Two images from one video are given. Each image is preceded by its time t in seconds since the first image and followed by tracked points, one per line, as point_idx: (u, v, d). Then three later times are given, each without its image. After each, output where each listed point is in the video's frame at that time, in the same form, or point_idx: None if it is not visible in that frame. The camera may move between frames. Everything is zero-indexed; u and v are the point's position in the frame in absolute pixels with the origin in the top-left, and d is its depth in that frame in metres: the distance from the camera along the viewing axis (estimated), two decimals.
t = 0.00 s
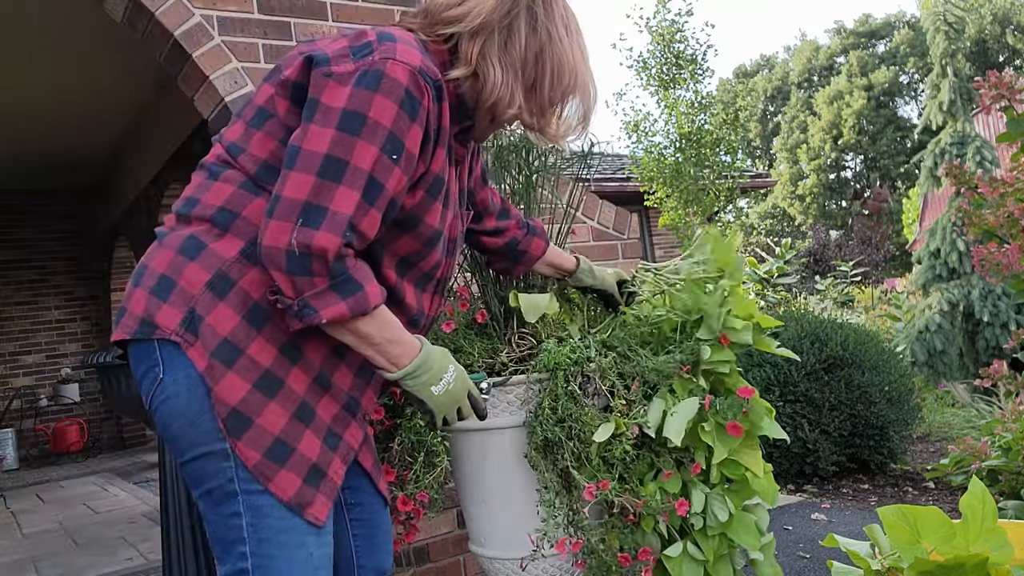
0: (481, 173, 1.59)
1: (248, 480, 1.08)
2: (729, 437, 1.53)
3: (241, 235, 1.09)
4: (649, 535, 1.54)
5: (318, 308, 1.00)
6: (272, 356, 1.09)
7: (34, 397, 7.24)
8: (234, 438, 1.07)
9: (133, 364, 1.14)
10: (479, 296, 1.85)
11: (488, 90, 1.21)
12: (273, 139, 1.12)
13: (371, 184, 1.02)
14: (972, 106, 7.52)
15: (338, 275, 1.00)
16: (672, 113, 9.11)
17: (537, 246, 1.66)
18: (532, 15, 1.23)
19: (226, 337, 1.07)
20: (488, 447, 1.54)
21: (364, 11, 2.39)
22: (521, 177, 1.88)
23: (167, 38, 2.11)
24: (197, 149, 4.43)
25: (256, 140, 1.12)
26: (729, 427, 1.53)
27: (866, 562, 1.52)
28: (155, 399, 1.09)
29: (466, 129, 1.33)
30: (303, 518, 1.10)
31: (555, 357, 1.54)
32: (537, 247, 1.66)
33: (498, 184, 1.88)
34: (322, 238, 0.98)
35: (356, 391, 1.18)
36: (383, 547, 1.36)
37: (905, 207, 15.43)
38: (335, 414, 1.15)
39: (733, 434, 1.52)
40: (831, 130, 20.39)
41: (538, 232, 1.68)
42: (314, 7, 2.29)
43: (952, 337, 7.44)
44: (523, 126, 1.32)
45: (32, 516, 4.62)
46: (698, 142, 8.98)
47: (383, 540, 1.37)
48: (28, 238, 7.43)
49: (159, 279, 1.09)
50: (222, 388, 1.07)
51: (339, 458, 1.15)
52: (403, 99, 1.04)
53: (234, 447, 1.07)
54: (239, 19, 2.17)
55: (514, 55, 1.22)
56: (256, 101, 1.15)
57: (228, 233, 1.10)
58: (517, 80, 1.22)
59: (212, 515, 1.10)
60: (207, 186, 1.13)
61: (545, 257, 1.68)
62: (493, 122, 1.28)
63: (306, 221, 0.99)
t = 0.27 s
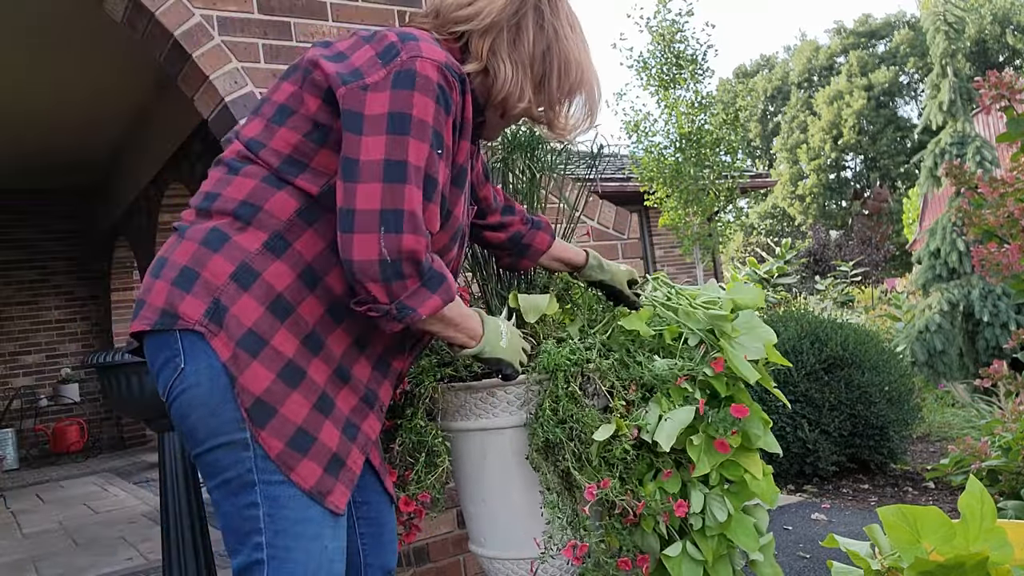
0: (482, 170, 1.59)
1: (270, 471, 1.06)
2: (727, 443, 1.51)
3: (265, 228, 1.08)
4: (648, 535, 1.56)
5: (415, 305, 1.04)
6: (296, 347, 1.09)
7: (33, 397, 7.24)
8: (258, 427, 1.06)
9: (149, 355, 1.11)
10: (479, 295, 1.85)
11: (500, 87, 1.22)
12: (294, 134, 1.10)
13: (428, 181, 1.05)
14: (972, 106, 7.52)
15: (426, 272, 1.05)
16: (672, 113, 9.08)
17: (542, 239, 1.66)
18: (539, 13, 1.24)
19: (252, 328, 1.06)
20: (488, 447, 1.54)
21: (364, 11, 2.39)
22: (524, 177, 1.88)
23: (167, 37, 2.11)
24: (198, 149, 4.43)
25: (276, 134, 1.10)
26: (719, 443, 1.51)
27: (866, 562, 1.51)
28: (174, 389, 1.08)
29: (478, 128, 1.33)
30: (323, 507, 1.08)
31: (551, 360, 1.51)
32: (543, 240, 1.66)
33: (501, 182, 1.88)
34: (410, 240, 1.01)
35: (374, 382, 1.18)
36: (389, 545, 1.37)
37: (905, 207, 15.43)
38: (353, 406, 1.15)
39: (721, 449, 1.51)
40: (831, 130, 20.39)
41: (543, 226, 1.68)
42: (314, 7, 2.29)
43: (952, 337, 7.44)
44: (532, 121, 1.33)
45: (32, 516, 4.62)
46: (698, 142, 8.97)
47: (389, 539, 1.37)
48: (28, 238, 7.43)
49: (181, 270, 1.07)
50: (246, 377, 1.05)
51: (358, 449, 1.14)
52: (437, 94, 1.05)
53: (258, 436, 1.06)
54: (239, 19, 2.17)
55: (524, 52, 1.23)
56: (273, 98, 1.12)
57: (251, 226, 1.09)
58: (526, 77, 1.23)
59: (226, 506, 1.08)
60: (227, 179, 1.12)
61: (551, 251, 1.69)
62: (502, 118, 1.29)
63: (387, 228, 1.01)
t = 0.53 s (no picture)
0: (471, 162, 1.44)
1: (282, 470, 1.06)
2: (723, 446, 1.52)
3: (277, 228, 1.08)
4: (648, 535, 1.55)
5: (557, 282, 1.24)
6: (311, 343, 1.07)
7: (33, 397, 7.24)
8: (277, 425, 1.05)
9: (154, 354, 1.11)
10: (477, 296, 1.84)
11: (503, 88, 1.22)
12: (324, 137, 1.10)
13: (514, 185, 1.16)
14: (972, 106, 7.52)
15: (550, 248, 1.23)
16: (672, 114, 9.08)
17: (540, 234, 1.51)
18: (541, 20, 1.24)
19: (267, 326, 1.05)
20: (487, 447, 1.55)
21: (364, 11, 2.38)
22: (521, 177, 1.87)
23: (167, 38, 2.11)
24: (198, 149, 4.43)
25: (301, 136, 1.10)
26: (715, 445, 1.52)
27: (866, 562, 1.51)
28: (184, 387, 1.07)
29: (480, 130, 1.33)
30: (336, 500, 1.09)
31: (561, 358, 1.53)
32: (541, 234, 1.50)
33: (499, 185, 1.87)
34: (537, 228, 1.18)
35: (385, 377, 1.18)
36: (387, 546, 1.37)
37: (905, 207, 15.44)
38: (362, 401, 1.13)
39: (718, 451, 1.52)
40: (831, 130, 20.39)
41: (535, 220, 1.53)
42: (314, 7, 2.29)
43: (952, 337, 7.44)
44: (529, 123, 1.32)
45: (32, 516, 4.62)
46: (698, 142, 8.96)
47: (388, 540, 1.37)
48: (27, 238, 7.42)
49: (192, 269, 1.07)
50: (263, 376, 1.05)
51: (368, 444, 1.14)
52: (491, 102, 1.11)
53: (276, 434, 1.05)
54: (239, 19, 2.17)
55: (526, 56, 1.23)
56: (297, 101, 1.12)
57: (263, 225, 1.08)
58: (529, 80, 1.23)
59: (229, 506, 1.07)
60: (239, 179, 1.12)
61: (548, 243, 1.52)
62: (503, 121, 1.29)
63: (520, 230, 1.15)
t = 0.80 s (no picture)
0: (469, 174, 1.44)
1: (303, 464, 1.05)
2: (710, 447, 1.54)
3: (289, 225, 1.08)
4: (652, 533, 1.54)
5: (536, 287, 1.23)
6: (323, 339, 1.08)
7: (33, 397, 7.25)
8: (296, 420, 1.05)
9: (164, 352, 1.10)
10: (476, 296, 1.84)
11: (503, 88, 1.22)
12: (331, 134, 1.10)
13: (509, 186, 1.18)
14: (972, 106, 7.52)
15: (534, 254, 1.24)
16: (672, 113, 9.08)
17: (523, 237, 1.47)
18: (540, 22, 1.25)
19: (283, 322, 1.05)
20: (487, 447, 1.54)
21: (364, 11, 2.38)
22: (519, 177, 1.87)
23: (167, 37, 2.11)
24: (198, 149, 4.43)
25: (308, 133, 1.11)
26: (698, 442, 1.54)
27: (866, 562, 1.51)
28: (197, 386, 1.06)
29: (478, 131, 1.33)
30: (354, 493, 1.10)
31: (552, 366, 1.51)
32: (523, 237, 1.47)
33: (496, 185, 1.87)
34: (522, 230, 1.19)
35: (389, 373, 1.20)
36: (385, 549, 1.37)
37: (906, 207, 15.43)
38: (376, 396, 1.15)
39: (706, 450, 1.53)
40: (831, 130, 20.39)
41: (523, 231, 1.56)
42: (314, 7, 2.29)
43: (952, 337, 7.44)
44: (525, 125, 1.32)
45: (32, 516, 4.62)
46: (698, 142, 8.96)
47: (386, 543, 1.37)
48: (27, 238, 7.42)
49: (203, 266, 1.07)
50: (282, 371, 1.04)
51: (383, 439, 1.16)
52: (492, 103, 1.14)
53: (296, 429, 1.05)
54: (239, 19, 2.17)
55: (526, 58, 1.24)
56: (302, 98, 1.13)
57: (274, 222, 1.08)
58: (529, 81, 1.24)
59: (247, 505, 1.06)
60: (248, 176, 1.11)
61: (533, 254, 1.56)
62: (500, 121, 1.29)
63: (507, 232, 1.16)
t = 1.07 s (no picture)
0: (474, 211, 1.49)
1: (300, 465, 1.05)
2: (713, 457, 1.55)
3: (283, 227, 1.08)
4: (648, 535, 1.55)
5: (537, 284, 1.23)
6: (319, 340, 1.08)
7: (33, 397, 7.25)
8: (290, 422, 1.05)
9: (161, 353, 1.10)
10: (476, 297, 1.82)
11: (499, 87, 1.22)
12: (327, 136, 1.10)
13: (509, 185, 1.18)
14: (972, 106, 7.52)
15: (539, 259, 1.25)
16: (672, 114, 9.07)
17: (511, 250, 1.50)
18: (539, 21, 1.25)
19: (277, 324, 1.05)
20: (487, 447, 1.54)
21: (364, 11, 2.38)
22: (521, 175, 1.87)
23: (167, 37, 2.11)
24: (198, 149, 4.44)
25: (305, 135, 1.11)
26: (706, 456, 1.55)
27: (866, 562, 1.51)
28: (193, 388, 1.06)
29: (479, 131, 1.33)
30: (350, 496, 1.09)
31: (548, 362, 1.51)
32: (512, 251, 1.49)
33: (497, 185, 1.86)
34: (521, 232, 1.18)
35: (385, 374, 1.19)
36: (382, 549, 1.37)
37: (906, 207, 15.43)
38: (368, 398, 1.14)
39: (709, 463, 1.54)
40: (830, 130, 20.39)
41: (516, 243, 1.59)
42: (314, 7, 2.29)
43: (952, 337, 7.44)
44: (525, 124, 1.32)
45: (32, 516, 4.62)
46: (698, 142, 8.95)
47: (382, 543, 1.37)
48: (27, 237, 7.41)
49: (198, 268, 1.07)
50: (276, 373, 1.04)
51: (376, 440, 1.15)
52: (489, 103, 1.13)
53: (290, 431, 1.05)
54: (239, 19, 2.17)
55: (524, 57, 1.23)
56: (297, 99, 1.13)
57: (268, 223, 1.08)
58: (527, 80, 1.24)
59: (245, 505, 1.06)
60: (243, 178, 1.11)
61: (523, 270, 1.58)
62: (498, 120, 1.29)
63: (508, 230, 1.16)
